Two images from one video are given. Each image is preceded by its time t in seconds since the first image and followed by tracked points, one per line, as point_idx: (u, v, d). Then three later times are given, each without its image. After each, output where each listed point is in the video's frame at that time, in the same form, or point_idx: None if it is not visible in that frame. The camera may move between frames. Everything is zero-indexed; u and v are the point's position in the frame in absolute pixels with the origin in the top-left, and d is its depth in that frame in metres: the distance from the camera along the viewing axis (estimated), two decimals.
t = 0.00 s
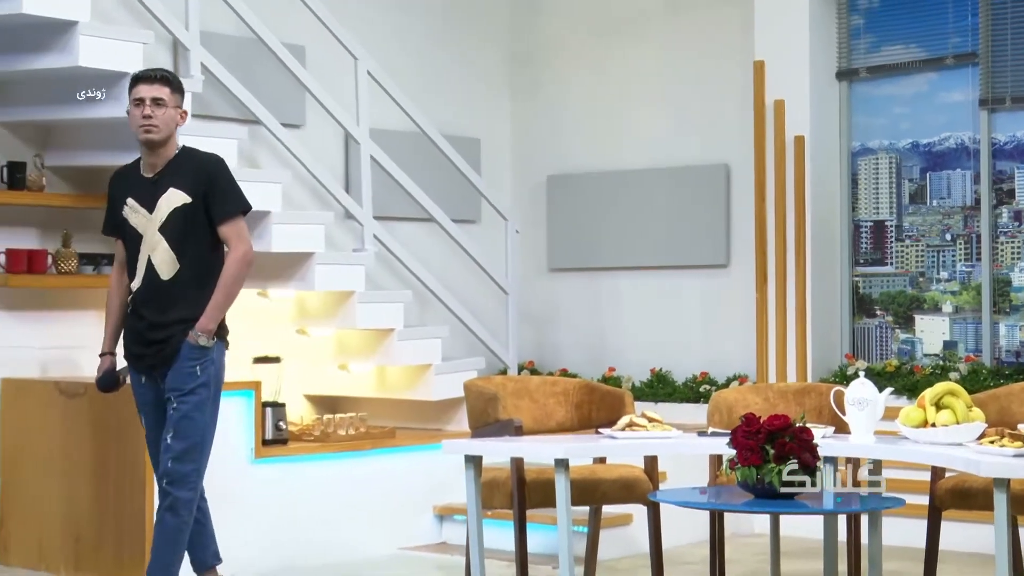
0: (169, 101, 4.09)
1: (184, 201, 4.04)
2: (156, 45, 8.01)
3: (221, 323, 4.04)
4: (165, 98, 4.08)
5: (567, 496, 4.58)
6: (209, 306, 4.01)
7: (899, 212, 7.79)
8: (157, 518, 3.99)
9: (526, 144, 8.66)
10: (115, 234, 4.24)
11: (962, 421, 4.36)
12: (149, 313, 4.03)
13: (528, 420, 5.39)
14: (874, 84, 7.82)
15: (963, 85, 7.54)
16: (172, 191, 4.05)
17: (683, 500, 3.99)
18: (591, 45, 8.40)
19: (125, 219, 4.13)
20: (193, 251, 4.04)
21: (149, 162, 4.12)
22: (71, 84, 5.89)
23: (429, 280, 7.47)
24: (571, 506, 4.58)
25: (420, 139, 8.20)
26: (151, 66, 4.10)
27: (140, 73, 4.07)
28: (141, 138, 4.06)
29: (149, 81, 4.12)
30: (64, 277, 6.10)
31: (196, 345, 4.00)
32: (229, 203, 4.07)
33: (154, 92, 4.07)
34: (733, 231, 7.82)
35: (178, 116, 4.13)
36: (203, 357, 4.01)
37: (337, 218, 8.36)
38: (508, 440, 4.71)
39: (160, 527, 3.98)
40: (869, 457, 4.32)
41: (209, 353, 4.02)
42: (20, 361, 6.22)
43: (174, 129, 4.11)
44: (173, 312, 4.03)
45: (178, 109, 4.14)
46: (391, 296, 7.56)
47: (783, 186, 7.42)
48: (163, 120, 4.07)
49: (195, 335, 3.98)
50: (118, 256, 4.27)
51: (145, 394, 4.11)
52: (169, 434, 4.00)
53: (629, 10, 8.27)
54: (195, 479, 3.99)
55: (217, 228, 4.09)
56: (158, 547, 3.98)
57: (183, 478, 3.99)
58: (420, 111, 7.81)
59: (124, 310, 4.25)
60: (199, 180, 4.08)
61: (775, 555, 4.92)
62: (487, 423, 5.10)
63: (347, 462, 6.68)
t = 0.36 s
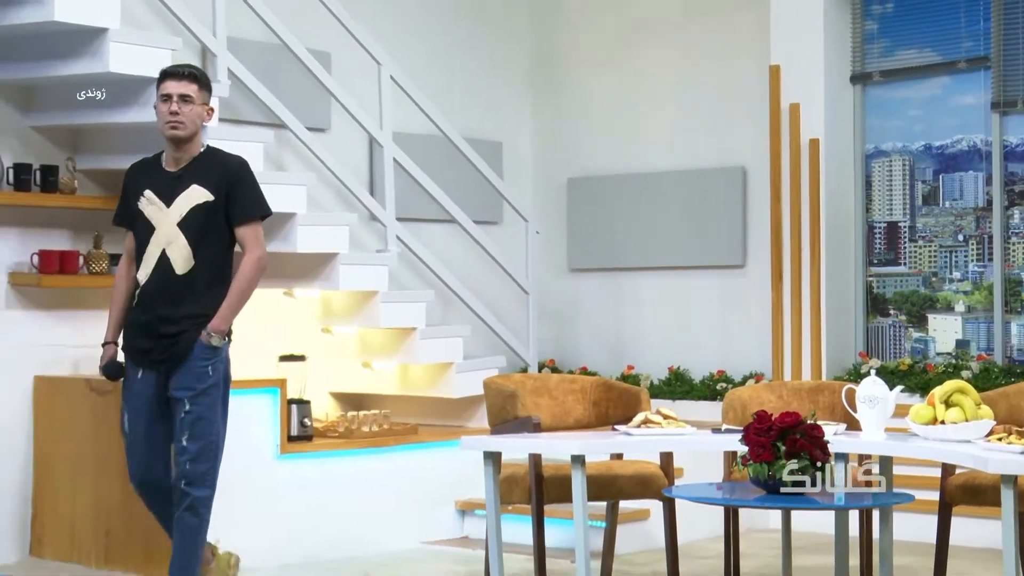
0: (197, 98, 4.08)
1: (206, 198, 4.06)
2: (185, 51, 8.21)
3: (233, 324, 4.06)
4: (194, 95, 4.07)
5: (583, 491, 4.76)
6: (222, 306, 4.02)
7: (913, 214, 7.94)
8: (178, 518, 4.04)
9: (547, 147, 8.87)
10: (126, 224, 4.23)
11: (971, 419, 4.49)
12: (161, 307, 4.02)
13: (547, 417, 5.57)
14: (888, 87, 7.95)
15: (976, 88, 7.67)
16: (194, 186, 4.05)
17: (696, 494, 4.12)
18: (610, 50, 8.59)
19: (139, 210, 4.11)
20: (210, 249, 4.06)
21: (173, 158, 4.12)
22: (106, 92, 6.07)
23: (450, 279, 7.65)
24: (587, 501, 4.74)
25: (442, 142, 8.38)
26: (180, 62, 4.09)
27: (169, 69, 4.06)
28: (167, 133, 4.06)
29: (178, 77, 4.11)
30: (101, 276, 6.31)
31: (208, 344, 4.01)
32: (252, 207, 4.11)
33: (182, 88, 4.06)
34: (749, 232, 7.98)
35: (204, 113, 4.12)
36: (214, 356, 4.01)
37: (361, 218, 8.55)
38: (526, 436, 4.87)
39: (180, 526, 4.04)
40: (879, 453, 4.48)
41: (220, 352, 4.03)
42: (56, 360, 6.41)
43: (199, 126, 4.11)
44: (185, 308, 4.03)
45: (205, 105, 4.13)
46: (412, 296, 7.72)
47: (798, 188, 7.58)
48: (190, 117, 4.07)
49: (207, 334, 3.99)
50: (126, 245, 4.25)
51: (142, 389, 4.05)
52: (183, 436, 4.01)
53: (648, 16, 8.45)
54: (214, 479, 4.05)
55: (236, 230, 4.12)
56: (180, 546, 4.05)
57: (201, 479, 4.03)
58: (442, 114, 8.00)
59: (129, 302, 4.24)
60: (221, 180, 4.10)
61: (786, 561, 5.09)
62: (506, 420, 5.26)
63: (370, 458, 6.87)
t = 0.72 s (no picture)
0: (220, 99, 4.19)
1: (233, 201, 4.17)
2: (212, 58, 8.42)
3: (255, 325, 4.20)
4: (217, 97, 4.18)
5: (598, 487, 4.92)
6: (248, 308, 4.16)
7: (925, 215, 8.09)
8: (202, 515, 4.17)
9: (567, 151, 9.07)
10: (139, 223, 4.27)
11: (978, 416, 4.65)
12: (186, 306, 4.12)
13: (563, 414, 5.74)
14: (900, 91, 8.11)
15: (986, 92, 7.82)
16: (221, 189, 4.16)
17: (708, 491, 4.30)
18: (629, 55, 8.78)
19: (160, 209, 4.18)
20: (235, 251, 4.18)
21: (197, 161, 4.20)
22: (137, 98, 6.28)
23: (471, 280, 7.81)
24: (602, 496, 4.91)
25: (462, 145, 8.56)
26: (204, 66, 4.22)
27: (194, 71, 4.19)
28: (190, 133, 4.14)
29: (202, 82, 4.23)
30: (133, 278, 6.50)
31: (233, 345, 4.15)
32: (276, 211, 4.25)
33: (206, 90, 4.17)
34: (765, 233, 8.15)
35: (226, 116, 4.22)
36: (237, 356, 4.16)
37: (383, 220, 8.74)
38: (544, 433, 5.03)
39: (203, 523, 4.17)
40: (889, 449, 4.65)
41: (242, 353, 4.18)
42: (92, 359, 6.62)
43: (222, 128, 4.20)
44: (210, 308, 4.14)
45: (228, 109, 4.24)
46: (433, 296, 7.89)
47: (812, 191, 7.74)
48: (213, 118, 4.17)
49: (234, 336, 4.13)
50: (138, 243, 4.30)
51: (155, 382, 4.12)
52: (208, 434, 4.15)
53: (665, 22, 8.63)
54: (236, 476, 4.19)
55: (257, 232, 4.25)
56: (202, 542, 4.18)
57: (224, 476, 4.17)
58: (462, 118, 8.16)
59: (136, 299, 4.30)
60: (246, 183, 4.22)
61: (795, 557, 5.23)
62: (523, 417, 5.42)
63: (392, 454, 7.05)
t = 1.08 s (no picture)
0: (233, 104, 4.29)
1: (247, 203, 4.29)
2: (238, 65, 8.63)
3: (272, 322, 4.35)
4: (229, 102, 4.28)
5: (613, 483, 5.09)
6: (264, 308, 4.30)
7: (937, 217, 8.24)
8: (222, 508, 4.35)
9: (586, 154, 9.25)
10: (151, 223, 4.38)
11: (985, 415, 4.81)
12: (205, 307, 4.26)
13: (580, 412, 5.92)
14: (913, 95, 8.28)
15: (997, 96, 7.97)
16: (235, 191, 4.28)
17: (721, 488, 4.48)
18: (645, 61, 8.98)
19: (174, 212, 4.30)
20: (250, 251, 4.31)
21: (207, 166, 4.30)
22: (164, 102, 6.44)
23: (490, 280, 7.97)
24: (616, 492, 5.08)
25: (483, 149, 8.75)
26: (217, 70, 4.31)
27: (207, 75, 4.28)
28: (203, 137, 4.25)
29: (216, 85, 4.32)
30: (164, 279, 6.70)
31: (250, 343, 4.30)
32: (289, 211, 4.37)
33: (219, 94, 4.27)
34: (780, 235, 8.32)
35: (238, 120, 4.33)
36: (255, 354, 4.32)
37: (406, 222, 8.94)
38: (560, 430, 5.21)
39: (225, 517, 4.36)
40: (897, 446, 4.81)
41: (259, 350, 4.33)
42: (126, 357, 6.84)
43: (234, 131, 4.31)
44: (228, 308, 4.28)
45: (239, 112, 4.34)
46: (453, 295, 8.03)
47: (825, 193, 7.91)
48: (225, 122, 4.27)
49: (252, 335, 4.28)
50: (148, 242, 4.41)
51: (175, 379, 4.27)
52: (228, 431, 4.31)
53: (682, 28, 8.80)
54: (255, 471, 4.37)
55: (271, 232, 4.38)
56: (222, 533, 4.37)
57: (244, 472, 4.35)
58: (482, 122, 8.34)
59: (148, 297, 4.42)
60: (260, 186, 4.34)
61: (805, 555, 5.27)
62: (540, 415, 5.61)
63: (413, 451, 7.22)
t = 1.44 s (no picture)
0: (225, 102, 4.18)
1: (244, 201, 4.19)
2: (262, 70, 8.84)
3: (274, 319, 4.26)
4: (222, 99, 4.18)
5: (625, 478, 5.26)
6: (268, 305, 4.20)
7: (946, 218, 8.41)
8: (236, 505, 4.21)
9: (602, 157, 9.44)
10: (144, 226, 4.21)
11: (990, 412, 4.99)
12: (209, 308, 4.13)
13: (595, 408, 6.10)
14: (923, 99, 8.45)
15: (1005, 99, 8.11)
16: (231, 189, 4.18)
17: (732, 483, 4.64)
18: (659, 66, 9.16)
19: (169, 213, 4.16)
20: (249, 250, 4.21)
21: (198, 165, 4.19)
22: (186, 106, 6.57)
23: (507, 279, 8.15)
24: (629, 486, 5.25)
25: (500, 151, 8.94)
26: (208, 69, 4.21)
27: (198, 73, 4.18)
28: (195, 134, 4.13)
29: (207, 84, 4.20)
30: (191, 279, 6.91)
31: (255, 342, 4.20)
32: (284, 208, 4.28)
33: (212, 91, 4.17)
34: (792, 236, 8.49)
35: (230, 119, 4.21)
36: (259, 352, 4.23)
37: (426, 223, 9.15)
38: (575, 426, 5.38)
39: (240, 513, 4.22)
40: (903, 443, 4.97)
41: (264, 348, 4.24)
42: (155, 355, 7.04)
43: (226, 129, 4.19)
44: (231, 308, 4.17)
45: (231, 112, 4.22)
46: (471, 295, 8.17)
47: (836, 195, 8.08)
48: (217, 119, 4.15)
49: (258, 333, 4.18)
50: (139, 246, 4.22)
51: (181, 381, 4.13)
52: (238, 428, 4.19)
53: (695, 34, 8.99)
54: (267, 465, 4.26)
55: (265, 230, 4.29)
56: (236, 528, 4.24)
57: (256, 467, 4.23)
58: (499, 125, 8.53)
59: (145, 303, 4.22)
60: (254, 184, 4.25)
61: (815, 550, 5.42)
62: (556, 411, 5.79)
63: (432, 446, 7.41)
